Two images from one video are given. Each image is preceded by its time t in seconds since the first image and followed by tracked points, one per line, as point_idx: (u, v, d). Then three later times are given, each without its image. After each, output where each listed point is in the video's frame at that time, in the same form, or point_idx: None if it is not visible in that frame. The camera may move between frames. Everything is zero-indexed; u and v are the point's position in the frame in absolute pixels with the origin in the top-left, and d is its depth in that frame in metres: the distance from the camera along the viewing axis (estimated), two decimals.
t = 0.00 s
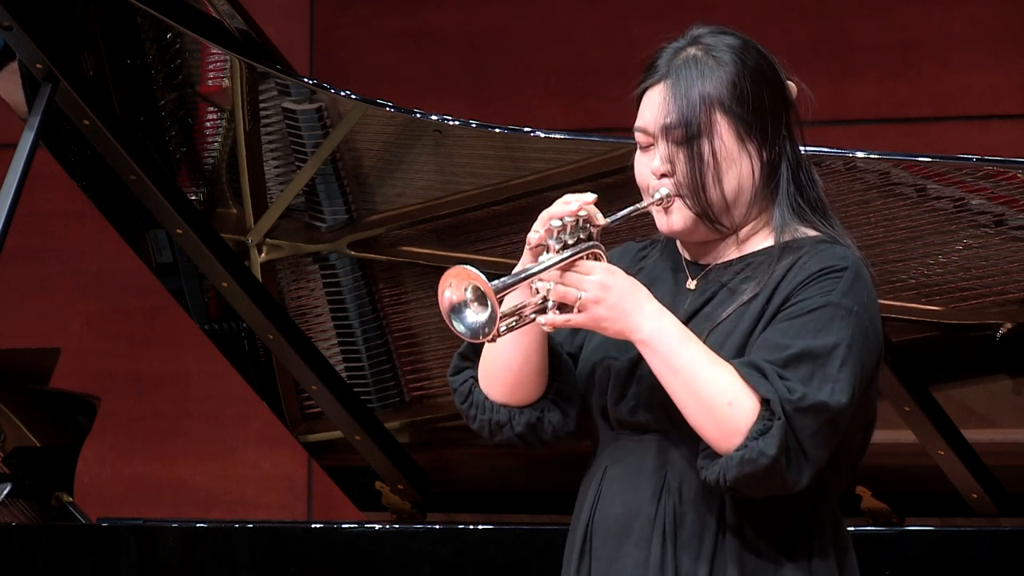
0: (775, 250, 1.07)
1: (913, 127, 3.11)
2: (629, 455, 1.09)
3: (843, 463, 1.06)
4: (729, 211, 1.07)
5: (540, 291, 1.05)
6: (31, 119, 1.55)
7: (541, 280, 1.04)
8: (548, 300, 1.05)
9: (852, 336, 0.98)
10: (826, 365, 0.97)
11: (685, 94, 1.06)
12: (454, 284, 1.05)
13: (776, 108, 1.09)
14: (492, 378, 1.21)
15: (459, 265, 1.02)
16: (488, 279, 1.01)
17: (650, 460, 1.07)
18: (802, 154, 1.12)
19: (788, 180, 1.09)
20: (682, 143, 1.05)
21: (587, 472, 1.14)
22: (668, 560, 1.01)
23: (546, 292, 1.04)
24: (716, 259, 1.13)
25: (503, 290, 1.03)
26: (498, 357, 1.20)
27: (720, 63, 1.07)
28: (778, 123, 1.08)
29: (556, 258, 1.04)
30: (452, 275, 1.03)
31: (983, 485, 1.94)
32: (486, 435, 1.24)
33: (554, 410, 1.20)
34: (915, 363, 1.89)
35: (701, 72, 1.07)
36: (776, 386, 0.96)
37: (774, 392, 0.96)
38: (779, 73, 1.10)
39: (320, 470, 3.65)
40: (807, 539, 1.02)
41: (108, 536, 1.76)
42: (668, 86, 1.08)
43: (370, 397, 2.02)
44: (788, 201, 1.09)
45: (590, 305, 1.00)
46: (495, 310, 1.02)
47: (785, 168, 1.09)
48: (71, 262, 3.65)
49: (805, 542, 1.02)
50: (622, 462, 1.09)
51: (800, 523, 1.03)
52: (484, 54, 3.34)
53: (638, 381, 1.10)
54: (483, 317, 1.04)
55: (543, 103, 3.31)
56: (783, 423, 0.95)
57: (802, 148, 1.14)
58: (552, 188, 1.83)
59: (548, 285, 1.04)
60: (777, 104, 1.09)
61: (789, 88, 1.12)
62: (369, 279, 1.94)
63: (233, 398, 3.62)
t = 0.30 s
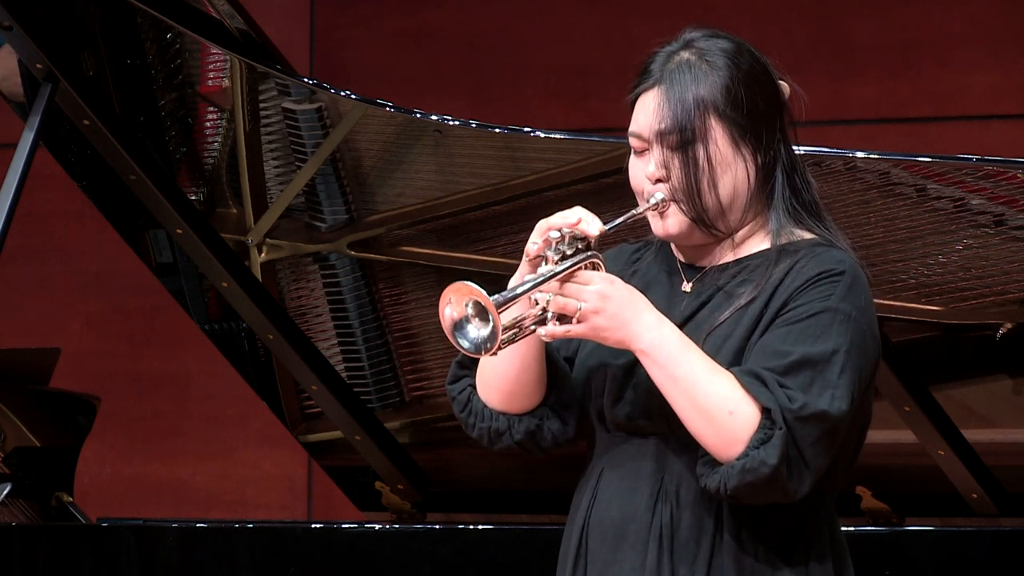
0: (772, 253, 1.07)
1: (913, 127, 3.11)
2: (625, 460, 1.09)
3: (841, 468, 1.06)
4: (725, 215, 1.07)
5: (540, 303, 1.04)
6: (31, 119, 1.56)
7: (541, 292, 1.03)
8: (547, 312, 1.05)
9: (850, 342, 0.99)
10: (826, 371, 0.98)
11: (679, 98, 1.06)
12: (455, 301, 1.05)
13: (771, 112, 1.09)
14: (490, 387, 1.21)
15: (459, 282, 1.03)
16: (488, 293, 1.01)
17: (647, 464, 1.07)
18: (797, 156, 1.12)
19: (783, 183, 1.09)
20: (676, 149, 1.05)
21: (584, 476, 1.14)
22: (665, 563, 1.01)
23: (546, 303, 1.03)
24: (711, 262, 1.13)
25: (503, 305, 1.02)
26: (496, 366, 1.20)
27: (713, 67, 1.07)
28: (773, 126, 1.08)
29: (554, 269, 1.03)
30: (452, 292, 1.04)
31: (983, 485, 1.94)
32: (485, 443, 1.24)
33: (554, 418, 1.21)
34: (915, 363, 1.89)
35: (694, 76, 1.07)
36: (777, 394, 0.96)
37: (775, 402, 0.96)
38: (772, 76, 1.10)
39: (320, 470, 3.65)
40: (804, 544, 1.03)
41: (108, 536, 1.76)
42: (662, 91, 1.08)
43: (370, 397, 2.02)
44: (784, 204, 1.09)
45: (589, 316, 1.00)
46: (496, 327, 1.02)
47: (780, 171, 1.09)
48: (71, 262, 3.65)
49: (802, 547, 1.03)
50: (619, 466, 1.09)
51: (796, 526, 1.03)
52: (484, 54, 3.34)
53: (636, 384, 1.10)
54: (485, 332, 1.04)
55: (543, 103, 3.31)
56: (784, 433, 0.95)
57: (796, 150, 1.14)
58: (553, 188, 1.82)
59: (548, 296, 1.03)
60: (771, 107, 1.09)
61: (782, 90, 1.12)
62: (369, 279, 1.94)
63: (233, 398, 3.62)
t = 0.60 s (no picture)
0: (768, 253, 1.07)
1: (913, 127, 3.11)
2: (622, 460, 1.09)
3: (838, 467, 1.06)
4: (722, 216, 1.07)
5: (540, 307, 1.03)
6: (31, 119, 1.56)
7: (541, 297, 1.02)
8: (547, 315, 1.04)
9: (849, 342, 0.99)
10: (824, 371, 0.98)
11: (676, 99, 1.06)
12: (455, 308, 1.05)
13: (767, 113, 1.09)
14: (487, 390, 1.21)
15: (460, 288, 1.02)
16: (490, 300, 1.00)
17: (644, 464, 1.07)
18: (793, 156, 1.12)
19: (780, 184, 1.09)
20: (673, 150, 1.05)
21: (580, 477, 1.14)
22: (664, 562, 1.01)
23: (545, 308, 1.02)
24: (707, 263, 1.12)
25: (505, 310, 1.01)
26: (493, 370, 1.20)
27: (710, 68, 1.07)
28: (769, 127, 1.08)
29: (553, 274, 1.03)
30: (454, 298, 1.03)
31: (983, 485, 1.94)
32: (482, 445, 1.23)
33: (550, 420, 1.21)
34: (915, 363, 1.89)
35: (691, 77, 1.07)
36: (777, 396, 0.96)
37: (775, 403, 0.96)
38: (768, 77, 1.10)
39: (320, 470, 3.65)
40: (803, 544, 1.03)
41: (108, 536, 1.76)
42: (658, 92, 1.08)
43: (370, 397, 2.02)
44: (781, 205, 1.09)
45: (589, 319, 1.00)
46: (499, 333, 1.01)
47: (777, 172, 1.09)
48: (71, 262, 3.65)
49: (800, 546, 1.03)
50: (616, 467, 1.09)
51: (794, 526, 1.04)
52: (484, 54, 3.34)
53: (634, 383, 1.10)
54: (487, 337, 1.04)
55: (543, 103, 3.31)
56: (785, 434, 0.95)
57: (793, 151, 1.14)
58: (553, 188, 1.83)
59: (548, 301, 1.02)
60: (767, 108, 1.09)
61: (778, 90, 1.12)
62: (369, 279, 1.94)
63: (233, 398, 3.62)
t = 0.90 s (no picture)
0: (763, 250, 1.07)
1: (913, 127, 3.11)
2: (619, 458, 1.09)
3: (835, 463, 1.06)
4: (718, 212, 1.07)
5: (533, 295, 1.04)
6: (31, 119, 1.56)
7: (533, 284, 1.03)
8: (539, 305, 1.05)
9: (843, 335, 0.98)
10: (818, 363, 0.97)
11: (673, 95, 1.06)
12: (448, 290, 1.06)
13: (764, 110, 1.09)
14: (483, 385, 1.22)
15: (453, 271, 1.04)
16: (482, 284, 1.02)
17: (642, 462, 1.07)
18: (790, 154, 1.12)
19: (777, 181, 1.09)
20: (670, 145, 1.05)
21: (579, 474, 1.14)
22: (661, 561, 1.01)
23: (538, 297, 1.03)
24: (704, 259, 1.13)
25: (498, 294, 1.03)
26: (489, 364, 1.21)
27: (708, 64, 1.07)
28: (766, 124, 1.08)
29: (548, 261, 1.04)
30: (447, 280, 1.04)
31: (983, 485, 1.94)
32: (479, 441, 1.24)
33: (547, 415, 1.21)
34: (915, 363, 1.89)
35: (688, 73, 1.07)
36: (769, 386, 0.96)
37: (768, 393, 0.96)
38: (766, 75, 1.11)
39: (320, 470, 3.65)
40: (799, 540, 1.03)
41: (108, 536, 1.76)
42: (656, 88, 1.08)
43: (370, 397, 2.02)
44: (778, 202, 1.09)
45: (582, 308, 1.01)
46: (489, 315, 1.02)
47: (773, 168, 1.09)
48: (71, 262, 3.65)
49: (796, 541, 1.03)
50: (613, 464, 1.09)
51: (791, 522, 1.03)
52: (484, 54, 3.34)
53: (628, 385, 1.11)
54: (478, 321, 1.04)
55: (543, 103, 3.31)
56: (777, 424, 0.95)
57: (790, 149, 1.14)
58: (553, 188, 1.83)
59: (540, 289, 1.02)
60: (764, 105, 1.09)
61: (776, 88, 1.12)
62: (369, 279, 1.94)
63: (234, 398, 3.62)
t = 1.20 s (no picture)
0: (759, 248, 1.07)
1: (913, 127, 3.11)
2: (615, 457, 1.09)
3: (830, 460, 1.06)
4: (716, 212, 1.07)
5: (524, 295, 1.04)
6: (31, 119, 1.56)
7: (524, 284, 1.04)
8: (531, 304, 1.05)
9: (836, 332, 0.98)
10: (811, 360, 0.97)
11: (670, 95, 1.06)
12: (436, 290, 1.06)
13: (762, 109, 1.09)
14: (481, 386, 1.21)
15: (440, 271, 1.03)
16: (467, 285, 1.02)
17: (639, 461, 1.07)
18: (788, 154, 1.12)
19: (774, 180, 1.09)
20: (667, 144, 1.05)
21: (577, 473, 1.14)
22: (657, 559, 1.01)
23: (529, 296, 1.04)
24: (702, 259, 1.13)
25: (483, 296, 1.04)
26: (485, 365, 1.20)
27: (705, 64, 1.07)
28: (764, 123, 1.08)
29: (538, 261, 1.05)
30: (433, 280, 1.04)
31: (983, 485, 1.94)
32: (478, 441, 1.23)
33: (545, 415, 1.21)
34: (915, 363, 1.89)
35: (686, 73, 1.07)
36: (761, 383, 0.96)
37: (759, 390, 0.96)
38: (764, 75, 1.11)
39: (321, 470, 3.65)
40: (796, 535, 1.03)
41: (108, 536, 1.76)
42: (654, 87, 1.08)
43: (370, 397, 2.02)
44: (775, 201, 1.09)
45: (573, 307, 1.01)
46: (474, 315, 1.03)
47: (770, 168, 1.09)
48: (71, 262, 3.65)
49: (792, 537, 1.03)
50: (609, 462, 1.09)
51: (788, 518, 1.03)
52: (484, 54, 3.34)
53: (625, 385, 1.11)
54: (464, 321, 1.04)
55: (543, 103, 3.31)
56: (768, 420, 0.95)
57: (789, 149, 1.14)
58: (552, 188, 1.83)
59: (531, 289, 1.03)
60: (762, 104, 1.09)
61: (774, 88, 1.12)
62: (369, 279, 1.94)
63: (234, 398, 3.62)
